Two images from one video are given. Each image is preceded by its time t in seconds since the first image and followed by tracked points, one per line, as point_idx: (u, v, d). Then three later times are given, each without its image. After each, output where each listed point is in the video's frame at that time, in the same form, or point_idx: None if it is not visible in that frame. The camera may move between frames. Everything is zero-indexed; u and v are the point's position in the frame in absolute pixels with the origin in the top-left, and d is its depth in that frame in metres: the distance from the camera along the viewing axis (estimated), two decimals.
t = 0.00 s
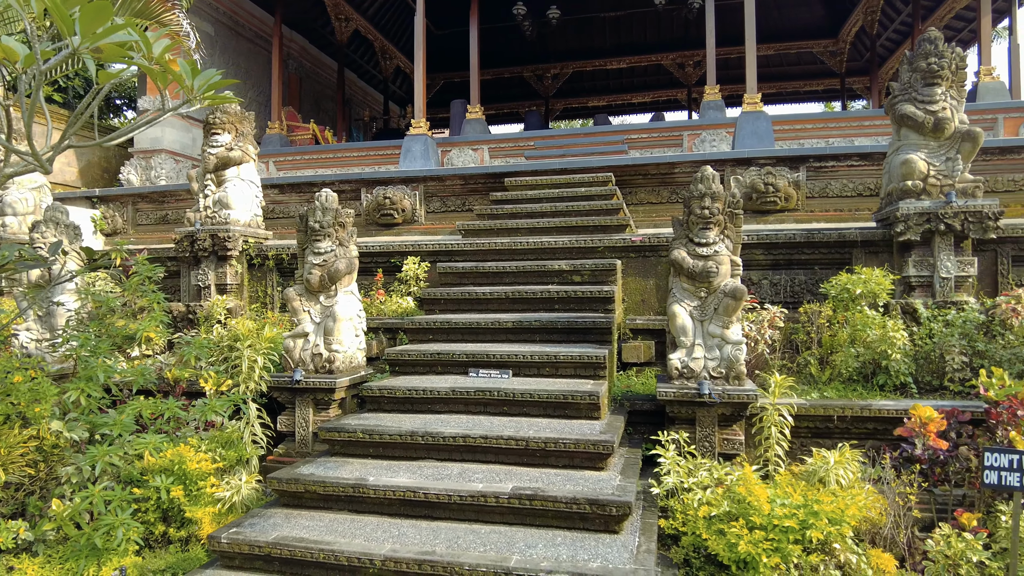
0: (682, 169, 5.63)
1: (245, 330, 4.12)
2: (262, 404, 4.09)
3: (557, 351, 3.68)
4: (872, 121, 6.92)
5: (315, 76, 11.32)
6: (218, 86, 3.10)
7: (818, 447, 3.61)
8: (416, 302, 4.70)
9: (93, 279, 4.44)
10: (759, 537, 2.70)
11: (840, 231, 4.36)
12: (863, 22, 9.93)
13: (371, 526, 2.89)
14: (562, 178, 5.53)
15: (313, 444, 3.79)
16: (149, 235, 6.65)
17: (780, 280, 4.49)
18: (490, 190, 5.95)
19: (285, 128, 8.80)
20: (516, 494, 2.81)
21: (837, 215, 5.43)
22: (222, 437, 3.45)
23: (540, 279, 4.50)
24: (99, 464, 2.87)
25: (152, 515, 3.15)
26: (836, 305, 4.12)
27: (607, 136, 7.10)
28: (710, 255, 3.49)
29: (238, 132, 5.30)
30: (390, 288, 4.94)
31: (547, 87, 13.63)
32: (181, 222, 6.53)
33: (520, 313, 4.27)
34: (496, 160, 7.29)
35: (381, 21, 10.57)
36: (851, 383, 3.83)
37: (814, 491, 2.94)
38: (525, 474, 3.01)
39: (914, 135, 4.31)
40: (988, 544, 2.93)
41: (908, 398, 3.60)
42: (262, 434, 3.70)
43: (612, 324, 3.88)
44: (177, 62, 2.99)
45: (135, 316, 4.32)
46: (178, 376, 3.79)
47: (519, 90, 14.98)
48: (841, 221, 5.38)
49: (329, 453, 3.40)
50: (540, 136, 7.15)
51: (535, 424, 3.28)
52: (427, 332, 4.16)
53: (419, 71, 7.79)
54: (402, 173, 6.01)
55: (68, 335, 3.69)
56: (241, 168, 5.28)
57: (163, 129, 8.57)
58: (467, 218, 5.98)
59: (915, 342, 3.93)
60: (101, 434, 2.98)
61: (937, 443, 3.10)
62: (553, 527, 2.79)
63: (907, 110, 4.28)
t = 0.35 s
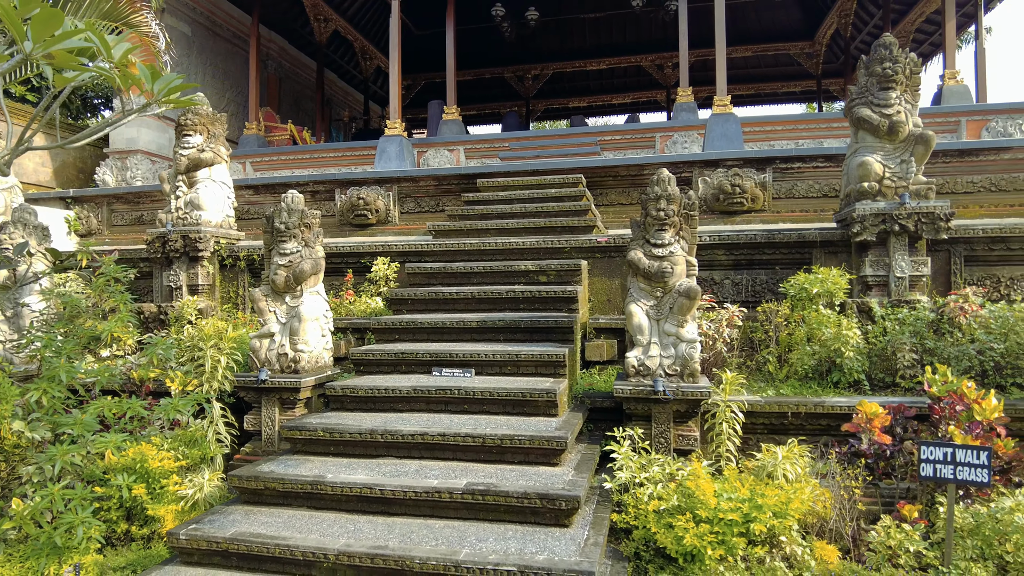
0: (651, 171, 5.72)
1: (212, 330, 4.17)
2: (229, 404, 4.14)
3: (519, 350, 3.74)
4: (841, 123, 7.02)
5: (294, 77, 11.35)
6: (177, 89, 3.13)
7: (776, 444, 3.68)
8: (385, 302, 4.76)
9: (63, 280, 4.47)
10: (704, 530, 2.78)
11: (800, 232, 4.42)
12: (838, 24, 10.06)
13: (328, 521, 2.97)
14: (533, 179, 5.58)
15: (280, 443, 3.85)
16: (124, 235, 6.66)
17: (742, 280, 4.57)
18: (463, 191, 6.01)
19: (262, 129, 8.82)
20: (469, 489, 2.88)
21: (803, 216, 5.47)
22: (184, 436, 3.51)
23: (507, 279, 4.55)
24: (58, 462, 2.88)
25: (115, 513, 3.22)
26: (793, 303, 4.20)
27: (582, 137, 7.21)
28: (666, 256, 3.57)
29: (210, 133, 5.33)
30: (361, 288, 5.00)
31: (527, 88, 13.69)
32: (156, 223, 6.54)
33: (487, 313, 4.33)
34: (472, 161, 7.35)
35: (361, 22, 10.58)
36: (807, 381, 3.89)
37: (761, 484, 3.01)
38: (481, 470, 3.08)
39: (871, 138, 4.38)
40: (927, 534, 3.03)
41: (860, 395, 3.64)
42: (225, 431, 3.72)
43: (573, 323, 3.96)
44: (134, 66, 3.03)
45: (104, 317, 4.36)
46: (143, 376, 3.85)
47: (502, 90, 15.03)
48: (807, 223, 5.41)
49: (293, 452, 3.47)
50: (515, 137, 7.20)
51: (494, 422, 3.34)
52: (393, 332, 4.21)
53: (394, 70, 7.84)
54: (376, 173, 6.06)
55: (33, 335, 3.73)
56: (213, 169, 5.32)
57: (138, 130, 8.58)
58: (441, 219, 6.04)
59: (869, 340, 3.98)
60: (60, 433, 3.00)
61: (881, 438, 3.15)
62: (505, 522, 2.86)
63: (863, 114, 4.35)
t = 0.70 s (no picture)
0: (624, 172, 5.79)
1: (182, 330, 4.20)
2: (199, 404, 4.17)
3: (485, 350, 3.79)
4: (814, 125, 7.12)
5: (276, 76, 11.35)
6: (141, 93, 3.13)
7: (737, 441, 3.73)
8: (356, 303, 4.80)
9: (33, 280, 4.48)
10: (657, 526, 2.83)
11: (766, 233, 4.47)
12: (815, 27, 10.17)
13: (290, 519, 3.01)
14: (508, 180, 5.63)
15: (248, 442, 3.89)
16: (100, 235, 6.65)
17: (708, 280, 4.64)
18: (439, 192, 6.05)
19: (242, 129, 8.83)
20: (428, 487, 2.93)
21: (773, 216, 5.54)
22: (151, 435, 3.59)
23: (477, 280, 4.60)
24: (18, 462, 2.84)
25: (80, 512, 3.25)
26: (756, 303, 4.28)
27: (559, 138, 7.26)
28: (627, 257, 3.64)
29: (184, 134, 5.34)
30: (333, 288, 5.04)
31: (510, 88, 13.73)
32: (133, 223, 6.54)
33: (457, 313, 4.37)
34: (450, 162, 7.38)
35: (342, 22, 10.57)
36: (769, 380, 3.92)
37: (716, 481, 3.07)
38: (442, 468, 3.14)
39: (834, 141, 4.44)
40: (876, 528, 3.11)
41: (818, 394, 3.67)
42: (193, 431, 3.77)
43: (540, 323, 4.02)
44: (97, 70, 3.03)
45: (74, 318, 4.37)
46: (110, 375, 3.91)
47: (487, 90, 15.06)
48: (776, 223, 5.48)
49: (259, 451, 3.52)
50: (492, 138, 7.23)
51: (457, 421, 3.39)
52: (362, 332, 4.26)
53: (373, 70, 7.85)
54: (352, 174, 6.09)
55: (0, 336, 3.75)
56: (187, 169, 5.33)
57: (116, 129, 8.59)
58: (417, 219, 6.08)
59: (830, 339, 4.01)
60: (23, 433, 2.98)
61: (835, 435, 3.21)
62: (464, 519, 2.92)
63: (827, 117, 4.41)
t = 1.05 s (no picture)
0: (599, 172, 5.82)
1: (148, 328, 4.22)
2: (168, 402, 4.15)
3: (453, 347, 3.81)
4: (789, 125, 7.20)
5: (256, 73, 11.31)
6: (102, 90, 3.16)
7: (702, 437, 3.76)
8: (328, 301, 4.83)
9: None
10: (615, 521, 2.88)
11: (733, 232, 4.53)
12: (794, 29, 10.26)
13: (252, 516, 3.02)
14: (483, 179, 5.65)
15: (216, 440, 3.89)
16: (73, 232, 6.60)
17: (677, 279, 4.70)
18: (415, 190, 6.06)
19: (220, 126, 8.79)
20: (389, 484, 2.95)
21: (744, 216, 5.59)
22: (116, 433, 3.58)
23: (449, 278, 4.62)
24: None
25: (41, 511, 3.23)
26: (722, 301, 4.34)
27: (537, 137, 7.29)
28: (593, 255, 3.67)
29: (156, 131, 5.32)
30: (305, 286, 5.05)
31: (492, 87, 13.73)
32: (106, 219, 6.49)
33: (428, 311, 4.39)
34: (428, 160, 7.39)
35: (323, 19, 10.53)
36: (734, 377, 3.98)
37: (674, 476, 3.11)
38: (405, 465, 3.16)
39: (800, 141, 4.50)
40: (832, 523, 3.16)
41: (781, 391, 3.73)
42: (159, 429, 3.77)
43: (509, 321, 4.04)
44: (58, 67, 3.05)
45: (41, 316, 4.35)
46: (76, 372, 3.91)
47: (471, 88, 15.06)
48: (747, 222, 5.54)
49: (224, 448, 3.52)
50: (470, 136, 7.25)
51: (422, 418, 3.42)
52: (332, 330, 4.26)
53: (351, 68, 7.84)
54: (327, 171, 6.10)
55: None
56: (159, 167, 5.31)
57: (90, 125, 8.55)
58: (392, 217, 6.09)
59: (794, 337, 4.06)
60: None
61: (794, 432, 3.29)
62: (425, 515, 2.94)
63: (794, 117, 4.47)
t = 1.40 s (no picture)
0: (569, 171, 5.83)
1: (103, 327, 4.20)
2: (128, 402, 4.10)
3: (413, 345, 3.80)
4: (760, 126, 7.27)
5: (230, 70, 11.23)
6: (49, 85, 3.20)
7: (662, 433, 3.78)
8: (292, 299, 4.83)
9: None
10: (567, 518, 2.88)
11: (696, 231, 4.56)
12: (769, 30, 10.35)
13: (204, 515, 3.00)
14: (452, 178, 5.64)
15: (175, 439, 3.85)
16: (38, 230, 6.49)
17: (642, 277, 4.74)
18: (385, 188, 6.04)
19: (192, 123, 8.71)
20: (342, 482, 2.94)
21: (711, 215, 5.64)
22: (68, 433, 3.56)
23: (415, 276, 4.61)
24: None
25: None
26: (685, 299, 4.37)
27: (510, 136, 7.30)
28: (553, 254, 3.69)
29: (121, 127, 5.25)
30: (270, 284, 5.02)
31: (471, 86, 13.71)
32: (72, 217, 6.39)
33: (392, 310, 4.37)
34: (401, 158, 7.37)
35: (299, 16, 10.45)
36: (695, 375, 4.01)
37: (627, 473, 3.13)
38: (360, 464, 3.15)
39: (763, 141, 4.54)
40: (785, 519, 3.18)
41: (739, 388, 3.76)
42: (115, 429, 3.73)
43: (471, 319, 4.04)
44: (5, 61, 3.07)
45: None
46: (30, 371, 3.87)
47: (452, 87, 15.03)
48: (714, 222, 5.60)
49: (181, 447, 3.50)
50: (443, 135, 7.24)
51: (380, 416, 3.42)
52: (293, 329, 4.24)
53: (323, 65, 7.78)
54: (297, 169, 6.07)
55: None
56: (124, 164, 5.23)
57: (56, 121, 8.45)
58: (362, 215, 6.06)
59: (754, 335, 4.09)
60: None
61: (747, 428, 3.29)
62: (377, 513, 2.94)
63: (756, 117, 4.50)
